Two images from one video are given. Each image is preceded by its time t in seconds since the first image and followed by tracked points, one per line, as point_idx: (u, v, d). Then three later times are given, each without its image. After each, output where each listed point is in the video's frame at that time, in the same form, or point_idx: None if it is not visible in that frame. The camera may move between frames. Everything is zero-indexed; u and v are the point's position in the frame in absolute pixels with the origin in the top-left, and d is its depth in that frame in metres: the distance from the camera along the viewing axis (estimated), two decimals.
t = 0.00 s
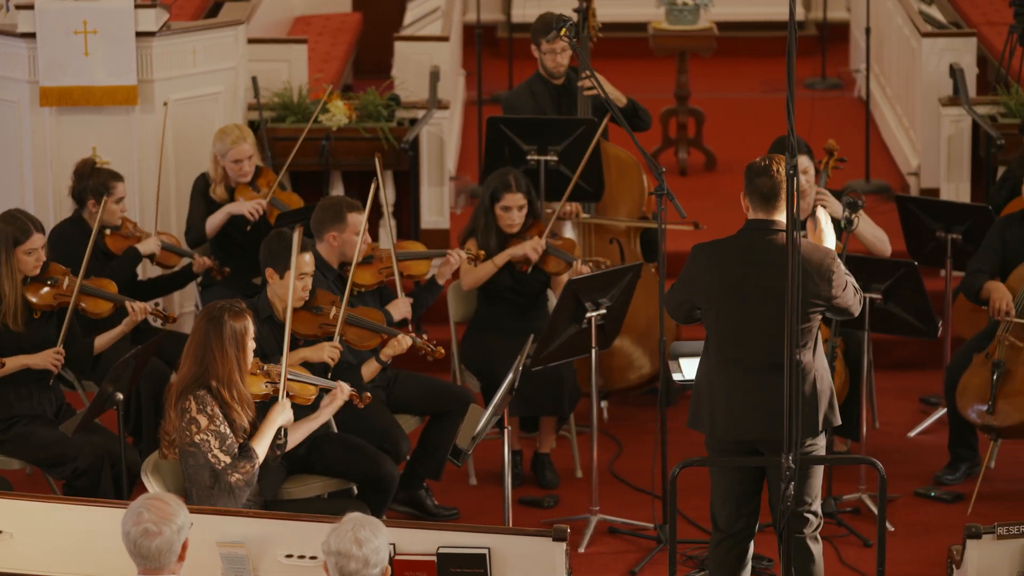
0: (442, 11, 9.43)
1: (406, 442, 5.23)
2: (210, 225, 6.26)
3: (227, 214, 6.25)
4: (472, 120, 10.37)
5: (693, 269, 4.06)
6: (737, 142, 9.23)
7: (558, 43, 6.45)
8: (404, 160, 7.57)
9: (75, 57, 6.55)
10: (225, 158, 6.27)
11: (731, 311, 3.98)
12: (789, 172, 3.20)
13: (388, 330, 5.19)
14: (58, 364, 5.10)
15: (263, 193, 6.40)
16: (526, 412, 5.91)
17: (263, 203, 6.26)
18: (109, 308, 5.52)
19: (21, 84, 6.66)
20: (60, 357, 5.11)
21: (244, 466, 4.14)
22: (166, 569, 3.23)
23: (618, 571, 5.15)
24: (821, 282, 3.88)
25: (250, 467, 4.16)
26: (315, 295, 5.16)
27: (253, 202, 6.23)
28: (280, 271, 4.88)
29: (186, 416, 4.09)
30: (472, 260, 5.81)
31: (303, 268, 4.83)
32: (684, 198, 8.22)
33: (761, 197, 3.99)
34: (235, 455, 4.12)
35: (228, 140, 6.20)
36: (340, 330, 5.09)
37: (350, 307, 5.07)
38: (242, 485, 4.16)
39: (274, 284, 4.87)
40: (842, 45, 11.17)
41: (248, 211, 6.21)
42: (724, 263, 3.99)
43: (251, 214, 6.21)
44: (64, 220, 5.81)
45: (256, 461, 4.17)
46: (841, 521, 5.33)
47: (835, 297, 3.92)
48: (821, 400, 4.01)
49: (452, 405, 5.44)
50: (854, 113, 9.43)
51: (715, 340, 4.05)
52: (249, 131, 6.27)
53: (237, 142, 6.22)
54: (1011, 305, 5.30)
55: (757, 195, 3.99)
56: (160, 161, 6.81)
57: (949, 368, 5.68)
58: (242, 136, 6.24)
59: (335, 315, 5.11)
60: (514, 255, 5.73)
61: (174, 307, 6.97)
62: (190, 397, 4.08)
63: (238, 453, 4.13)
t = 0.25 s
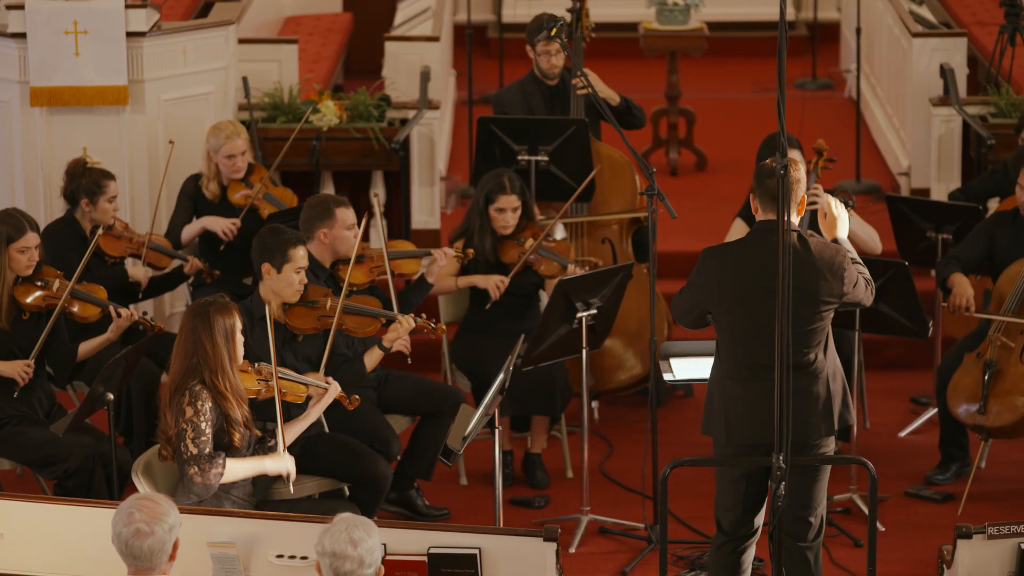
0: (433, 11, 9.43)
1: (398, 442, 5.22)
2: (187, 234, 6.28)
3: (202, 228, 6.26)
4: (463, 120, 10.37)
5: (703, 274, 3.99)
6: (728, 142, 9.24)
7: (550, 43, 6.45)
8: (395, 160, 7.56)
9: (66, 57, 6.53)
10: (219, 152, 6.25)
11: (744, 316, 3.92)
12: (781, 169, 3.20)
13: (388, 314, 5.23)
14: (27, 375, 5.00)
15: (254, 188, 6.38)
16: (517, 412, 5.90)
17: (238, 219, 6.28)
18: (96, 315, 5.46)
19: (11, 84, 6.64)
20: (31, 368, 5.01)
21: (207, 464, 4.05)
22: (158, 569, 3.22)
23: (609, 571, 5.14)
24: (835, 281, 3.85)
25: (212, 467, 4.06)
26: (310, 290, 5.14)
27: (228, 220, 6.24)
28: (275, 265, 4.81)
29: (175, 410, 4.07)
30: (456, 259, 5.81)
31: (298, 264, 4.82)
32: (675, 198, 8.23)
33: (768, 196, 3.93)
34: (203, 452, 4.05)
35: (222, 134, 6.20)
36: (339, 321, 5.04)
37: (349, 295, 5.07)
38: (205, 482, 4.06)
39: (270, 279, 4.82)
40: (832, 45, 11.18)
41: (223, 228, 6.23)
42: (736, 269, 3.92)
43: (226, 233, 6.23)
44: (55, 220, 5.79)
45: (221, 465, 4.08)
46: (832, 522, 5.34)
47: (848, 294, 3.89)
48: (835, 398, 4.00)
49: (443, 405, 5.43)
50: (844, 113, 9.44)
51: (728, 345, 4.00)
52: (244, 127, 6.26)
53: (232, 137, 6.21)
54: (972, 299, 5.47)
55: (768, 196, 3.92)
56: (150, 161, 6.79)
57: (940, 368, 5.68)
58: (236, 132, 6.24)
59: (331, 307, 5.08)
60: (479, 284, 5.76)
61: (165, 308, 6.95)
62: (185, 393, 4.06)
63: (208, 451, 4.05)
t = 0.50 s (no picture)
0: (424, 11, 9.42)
1: (388, 442, 5.21)
2: (188, 229, 6.24)
3: (202, 219, 6.22)
4: (454, 120, 10.36)
5: (709, 279, 3.91)
6: (719, 143, 9.25)
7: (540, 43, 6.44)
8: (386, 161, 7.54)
9: (56, 57, 6.51)
10: (208, 150, 6.23)
11: (753, 321, 3.84)
12: (771, 170, 3.19)
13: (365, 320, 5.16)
14: (33, 360, 5.02)
15: (244, 185, 6.38)
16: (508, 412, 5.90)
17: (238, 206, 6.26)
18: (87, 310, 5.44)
19: (2, 84, 6.62)
20: (36, 353, 5.03)
21: (230, 469, 4.10)
22: (149, 569, 3.22)
23: (600, 571, 5.14)
24: (845, 284, 3.82)
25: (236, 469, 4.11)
26: (288, 294, 5.16)
27: (227, 205, 6.22)
28: (248, 276, 4.86)
29: (173, 418, 4.07)
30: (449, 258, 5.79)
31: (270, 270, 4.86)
32: (666, 198, 8.23)
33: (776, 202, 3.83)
34: (222, 458, 4.09)
35: (211, 131, 6.18)
36: (317, 327, 5.09)
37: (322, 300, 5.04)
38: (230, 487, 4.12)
39: (246, 288, 4.86)
40: (823, 45, 11.20)
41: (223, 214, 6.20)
42: (743, 274, 3.83)
43: (226, 218, 6.20)
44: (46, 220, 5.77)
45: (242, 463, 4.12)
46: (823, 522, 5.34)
47: (856, 300, 3.86)
48: (846, 405, 3.92)
49: (433, 406, 5.43)
50: (835, 113, 9.45)
51: (735, 352, 3.90)
52: (232, 124, 6.23)
53: (219, 133, 6.19)
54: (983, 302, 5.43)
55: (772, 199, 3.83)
56: (141, 161, 6.77)
57: (930, 368, 5.69)
58: (224, 129, 6.22)
59: (310, 312, 5.10)
60: (492, 262, 5.73)
61: (156, 308, 6.94)
62: (176, 401, 4.07)
63: (225, 455, 4.10)
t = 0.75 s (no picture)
0: (415, 11, 9.41)
1: (379, 443, 5.22)
2: (176, 234, 6.22)
3: (191, 226, 6.21)
4: (445, 120, 10.36)
5: (707, 281, 3.83)
6: (709, 143, 9.26)
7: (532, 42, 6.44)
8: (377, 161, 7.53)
9: (48, 57, 6.49)
10: (200, 148, 6.22)
11: (749, 322, 3.82)
12: (763, 171, 3.19)
13: (358, 338, 5.15)
14: (26, 365, 5.05)
15: (237, 184, 6.37)
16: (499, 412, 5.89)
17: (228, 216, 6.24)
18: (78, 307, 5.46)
19: None
20: (29, 358, 5.06)
21: (208, 475, 4.07)
22: (141, 569, 3.21)
23: (591, 571, 5.14)
24: (841, 286, 3.82)
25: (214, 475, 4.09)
26: (288, 295, 5.11)
27: (217, 215, 6.20)
28: (253, 267, 4.78)
29: (160, 416, 4.05)
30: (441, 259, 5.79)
31: (276, 268, 4.80)
32: (657, 198, 8.24)
33: (779, 203, 3.78)
34: (201, 463, 4.07)
35: (203, 130, 6.17)
36: (310, 332, 5.03)
37: (319, 310, 5.04)
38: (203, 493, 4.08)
39: (247, 281, 4.80)
40: (814, 45, 11.22)
41: (213, 224, 6.19)
42: (742, 277, 3.78)
43: (216, 229, 6.19)
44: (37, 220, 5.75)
45: (222, 469, 4.11)
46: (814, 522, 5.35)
47: (850, 301, 3.87)
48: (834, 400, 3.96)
49: (425, 406, 5.42)
50: (826, 113, 9.47)
51: (731, 351, 3.88)
52: (224, 122, 6.22)
53: (212, 133, 6.16)
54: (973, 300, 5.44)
55: (778, 202, 3.78)
56: (133, 162, 6.76)
57: (922, 368, 5.70)
58: (216, 127, 6.20)
59: (305, 317, 5.06)
60: (480, 283, 5.76)
61: (147, 308, 6.93)
62: (168, 399, 4.05)
63: (204, 461, 4.08)
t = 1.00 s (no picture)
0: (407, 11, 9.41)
1: (371, 442, 5.20)
2: (162, 238, 6.23)
3: (177, 233, 6.24)
4: (436, 120, 10.35)
5: (691, 284, 3.82)
6: (701, 143, 9.26)
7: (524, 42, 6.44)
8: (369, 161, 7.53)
9: (39, 57, 6.47)
10: (191, 154, 6.20)
11: (734, 323, 3.80)
12: (755, 172, 3.20)
13: (360, 362, 5.03)
14: (21, 365, 5.01)
15: (227, 189, 6.36)
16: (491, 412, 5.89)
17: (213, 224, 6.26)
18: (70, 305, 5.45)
19: None
20: (24, 358, 5.01)
21: (203, 478, 4.10)
22: (132, 569, 3.20)
23: (583, 571, 5.14)
24: (825, 284, 3.81)
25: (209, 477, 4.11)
26: (296, 309, 5.06)
27: (201, 225, 6.22)
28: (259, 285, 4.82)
29: (153, 420, 4.05)
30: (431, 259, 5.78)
31: (281, 287, 4.81)
32: (649, 198, 8.24)
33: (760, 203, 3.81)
34: (196, 468, 4.09)
35: (194, 137, 6.14)
36: (311, 349, 4.95)
37: (325, 328, 4.96)
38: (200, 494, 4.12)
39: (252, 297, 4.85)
40: (806, 46, 11.23)
41: (196, 233, 6.21)
42: (726, 278, 3.77)
43: (198, 238, 6.21)
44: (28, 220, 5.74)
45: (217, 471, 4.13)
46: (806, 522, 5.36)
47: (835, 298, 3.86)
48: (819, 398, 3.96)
49: (417, 406, 5.41)
50: (818, 113, 9.49)
51: (715, 353, 3.87)
52: (216, 128, 6.20)
53: (203, 139, 6.16)
54: (957, 299, 5.51)
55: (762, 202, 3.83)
56: (124, 162, 6.74)
57: (913, 368, 5.70)
58: (207, 133, 6.18)
59: (310, 333, 4.98)
60: (467, 282, 5.74)
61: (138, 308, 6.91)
62: (161, 402, 4.04)
63: (199, 465, 4.10)
